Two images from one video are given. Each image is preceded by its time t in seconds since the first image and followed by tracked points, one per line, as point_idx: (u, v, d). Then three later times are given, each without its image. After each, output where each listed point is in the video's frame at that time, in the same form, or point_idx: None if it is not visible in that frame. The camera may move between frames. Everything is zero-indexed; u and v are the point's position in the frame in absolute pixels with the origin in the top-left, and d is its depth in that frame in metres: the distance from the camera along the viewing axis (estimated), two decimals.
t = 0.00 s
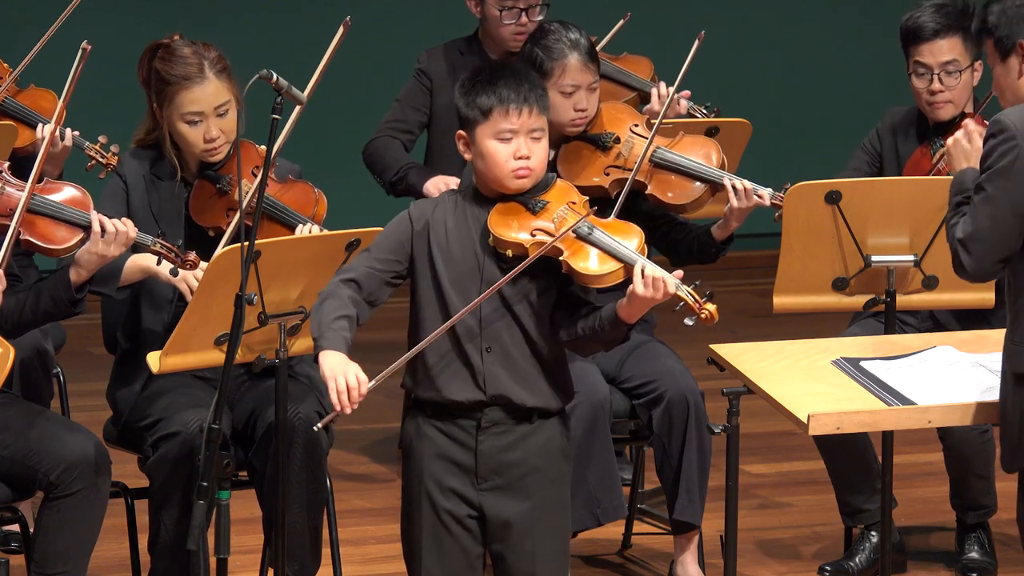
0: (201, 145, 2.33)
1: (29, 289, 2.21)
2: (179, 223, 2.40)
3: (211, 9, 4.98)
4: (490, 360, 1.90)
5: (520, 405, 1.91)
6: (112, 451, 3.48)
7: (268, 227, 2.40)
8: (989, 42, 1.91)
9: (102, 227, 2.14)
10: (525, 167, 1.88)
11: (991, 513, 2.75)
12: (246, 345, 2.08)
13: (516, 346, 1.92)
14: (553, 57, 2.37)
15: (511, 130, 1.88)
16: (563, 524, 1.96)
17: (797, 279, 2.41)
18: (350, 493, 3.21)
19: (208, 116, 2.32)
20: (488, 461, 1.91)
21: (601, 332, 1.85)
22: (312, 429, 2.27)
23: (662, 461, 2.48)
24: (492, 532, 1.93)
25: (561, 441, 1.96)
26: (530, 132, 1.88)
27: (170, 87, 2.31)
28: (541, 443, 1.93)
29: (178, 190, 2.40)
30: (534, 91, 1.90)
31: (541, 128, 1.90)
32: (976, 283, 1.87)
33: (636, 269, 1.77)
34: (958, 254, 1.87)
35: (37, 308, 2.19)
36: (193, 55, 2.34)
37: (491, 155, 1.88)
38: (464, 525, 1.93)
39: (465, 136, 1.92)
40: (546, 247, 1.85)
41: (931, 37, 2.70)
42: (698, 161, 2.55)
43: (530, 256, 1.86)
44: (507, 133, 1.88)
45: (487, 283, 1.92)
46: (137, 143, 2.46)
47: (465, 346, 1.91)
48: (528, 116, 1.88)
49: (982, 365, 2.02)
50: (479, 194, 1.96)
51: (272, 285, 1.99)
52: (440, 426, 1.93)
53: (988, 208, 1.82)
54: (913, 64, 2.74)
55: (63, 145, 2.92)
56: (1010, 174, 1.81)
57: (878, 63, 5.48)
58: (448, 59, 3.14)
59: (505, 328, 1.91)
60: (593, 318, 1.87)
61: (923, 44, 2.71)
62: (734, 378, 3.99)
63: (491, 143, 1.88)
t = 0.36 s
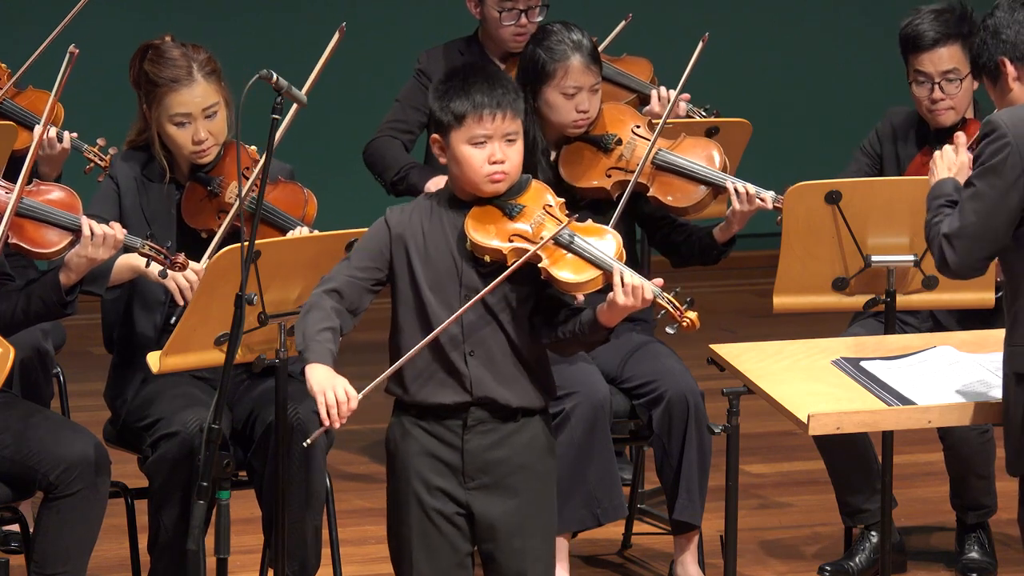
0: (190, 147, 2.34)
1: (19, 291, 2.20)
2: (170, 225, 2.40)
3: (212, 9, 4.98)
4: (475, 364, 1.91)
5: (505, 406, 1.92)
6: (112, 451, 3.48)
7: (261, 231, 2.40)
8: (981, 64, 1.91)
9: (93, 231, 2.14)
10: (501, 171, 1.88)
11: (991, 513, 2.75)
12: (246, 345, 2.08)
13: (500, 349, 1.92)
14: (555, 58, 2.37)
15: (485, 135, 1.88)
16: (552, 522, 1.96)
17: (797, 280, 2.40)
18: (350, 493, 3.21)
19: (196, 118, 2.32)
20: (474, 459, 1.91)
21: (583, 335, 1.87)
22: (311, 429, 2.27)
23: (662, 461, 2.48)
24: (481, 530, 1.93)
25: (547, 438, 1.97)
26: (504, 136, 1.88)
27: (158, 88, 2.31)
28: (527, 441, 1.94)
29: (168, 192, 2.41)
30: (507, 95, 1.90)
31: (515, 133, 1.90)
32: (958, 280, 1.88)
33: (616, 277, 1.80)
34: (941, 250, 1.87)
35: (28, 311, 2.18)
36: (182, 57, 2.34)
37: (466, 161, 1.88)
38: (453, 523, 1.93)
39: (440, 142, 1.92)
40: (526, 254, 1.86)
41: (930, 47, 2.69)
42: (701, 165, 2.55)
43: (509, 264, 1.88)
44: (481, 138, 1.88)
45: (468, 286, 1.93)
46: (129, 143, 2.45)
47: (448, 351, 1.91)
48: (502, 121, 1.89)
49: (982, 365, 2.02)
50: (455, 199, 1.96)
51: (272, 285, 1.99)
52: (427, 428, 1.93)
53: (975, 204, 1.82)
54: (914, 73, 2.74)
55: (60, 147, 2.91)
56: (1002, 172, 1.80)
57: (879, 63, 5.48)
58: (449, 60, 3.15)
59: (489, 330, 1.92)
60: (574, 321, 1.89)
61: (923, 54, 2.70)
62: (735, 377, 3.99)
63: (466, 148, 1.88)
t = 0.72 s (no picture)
0: (183, 142, 2.33)
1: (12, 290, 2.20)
2: (165, 225, 2.40)
3: (211, 9, 4.98)
4: (465, 357, 1.91)
5: (497, 399, 1.92)
6: (113, 451, 3.48)
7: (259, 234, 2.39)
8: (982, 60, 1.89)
9: (82, 230, 2.14)
10: (484, 152, 1.89)
11: (991, 513, 2.75)
12: (246, 345, 2.08)
13: (490, 341, 1.93)
14: (558, 60, 2.38)
15: (465, 118, 1.90)
16: (547, 518, 1.96)
17: (797, 280, 2.40)
18: (350, 493, 3.21)
19: (189, 113, 2.32)
20: (469, 457, 1.91)
21: (580, 312, 1.89)
22: (310, 429, 2.27)
23: (662, 461, 2.48)
24: (477, 528, 1.93)
25: (540, 433, 1.97)
26: (483, 119, 1.91)
27: (153, 83, 2.32)
28: (520, 436, 1.94)
29: (165, 190, 2.41)
30: (482, 80, 1.94)
31: (494, 116, 1.93)
32: (957, 280, 1.89)
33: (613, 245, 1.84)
34: (941, 252, 1.88)
35: (19, 311, 2.18)
36: (178, 52, 2.34)
37: (448, 144, 1.90)
38: (450, 523, 1.93)
39: (420, 131, 1.94)
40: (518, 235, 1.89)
41: (940, 46, 2.69)
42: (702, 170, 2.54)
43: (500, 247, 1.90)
44: (461, 121, 1.90)
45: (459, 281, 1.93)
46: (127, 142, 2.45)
47: (438, 345, 1.91)
48: (481, 104, 1.92)
49: (982, 365, 2.02)
50: (436, 189, 1.97)
51: (272, 285, 1.99)
52: (420, 427, 1.92)
53: (976, 208, 1.82)
54: (921, 70, 2.73)
55: (59, 145, 2.91)
56: (1002, 177, 1.80)
57: (879, 63, 5.48)
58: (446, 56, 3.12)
59: (479, 323, 1.92)
60: (569, 299, 1.91)
61: (932, 52, 2.70)
62: (734, 378, 3.99)
63: (447, 133, 1.90)
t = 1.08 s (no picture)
0: (177, 141, 2.33)
1: (8, 291, 2.21)
2: (161, 225, 2.40)
3: (212, 9, 4.98)
4: (468, 356, 1.90)
5: (501, 398, 1.91)
6: (113, 451, 3.48)
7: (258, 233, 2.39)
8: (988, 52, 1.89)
9: (73, 232, 2.12)
10: (483, 151, 1.89)
11: (991, 512, 2.75)
12: (246, 345, 2.08)
13: (492, 340, 1.93)
14: (564, 56, 2.37)
15: (463, 117, 1.90)
16: (550, 518, 1.96)
17: (797, 280, 2.40)
18: (351, 493, 3.21)
19: (183, 111, 2.32)
20: (473, 457, 1.91)
21: (588, 308, 1.92)
22: (309, 429, 2.28)
23: (662, 461, 2.48)
24: (480, 528, 1.93)
25: (543, 433, 1.97)
26: (481, 117, 1.91)
27: (147, 82, 2.32)
28: (524, 436, 1.94)
29: (160, 190, 2.41)
30: (479, 78, 1.93)
31: (491, 114, 1.92)
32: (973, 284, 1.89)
33: (623, 237, 1.86)
34: (957, 259, 1.88)
35: (16, 312, 2.20)
36: (172, 52, 2.34)
37: (447, 143, 1.89)
38: (453, 524, 1.93)
39: (418, 132, 1.93)
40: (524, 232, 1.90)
41: (951, 50, 2.68)
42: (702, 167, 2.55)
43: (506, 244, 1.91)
44: (459, 120, 1.90)
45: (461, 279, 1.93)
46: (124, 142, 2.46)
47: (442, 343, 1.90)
48: (478, 102, 1.91)
49: (982, 365, 2.02)
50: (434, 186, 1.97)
51: (272, 285, 1.99)
52: (422, 427, 1.91)
53: (987, 215, 1.82)
54: (929, 71, 2.73)
55: (58, 138, 2.86)
56: (1010, 181, 1.79)
57: (879, 63, 5.48)
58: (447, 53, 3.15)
59: (482, 321, 1.92)
60: (577, 294, 1.93)
61: (942, 56, 2.69)
62: (734, 377, 3.99)
63: (446, 132, 1.90)
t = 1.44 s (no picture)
0: (173, 140, 2.33)
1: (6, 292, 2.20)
2: (158, 226, 2.39)
3: (212, 9, 4.98)
4: (481, 359, 1.90)
5: (513, 402, 1.91)
6: (113, 451, 3.48)
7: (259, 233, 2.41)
8: (991, 39, 1.86)
9: (73, 234, 2.13)
10: (499, 155, 1.89)
11: (991, 512, 2.75)
12: (246, 345, 2.08)
13: (507, 343, 1.92)
14: (565, 55, 2.38)
15: (479, 121, 1.89)
16: (557, 520, 1.96)
17: (797, 280, 2.40)
18: (351, 493, 3.21)
19: (179, 110, 2.32)
20: (483, 460, 1.90)
21: (606, 312, 1.92)
22: (309, 429, 2.28)
23: (662, 461, 2.48)
24: (487, 530, 1.93)
25: (551, 435, 1.97)
26: (497, 120, 1.90)
27: (142, 82, 2.32)
28: (532, 438, 1.93)
29: (156, 190, 2.40)
30: (494, 81, 1.93)
31: (506, 117, 1.92)
32: (970, 281, 1.89)
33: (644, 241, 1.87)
34: (955, 256, 1.87)
35: (14, 314, 2.18)
36: (167, 51, 2.35)
37: (463, 148, 1.89)
38: (460, 526, 1.93)
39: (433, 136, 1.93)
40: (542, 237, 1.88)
41: (960, 51, 2.67)
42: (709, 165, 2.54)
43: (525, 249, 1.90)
44: (475, 124, 1.89)
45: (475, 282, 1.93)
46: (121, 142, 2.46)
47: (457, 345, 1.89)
48: (493, 106, 1.90)
49: (982, 365, 2.02)
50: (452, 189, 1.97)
51: (272, 285, 1.99)
52: (433, 429, 1.91)
53: (987, 214, 1.81)
54: (938, 72, 2.72)
55: (60, 134, 2.86)
56: (1012, 181, 1.79)
57: (879, 63, 5.48)
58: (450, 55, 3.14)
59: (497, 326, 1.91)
60: (595, 298, 1.93)
61: (952, 57, 2.68)
62: (734, 378, 3.99)
63: (461, 136, 1.89)
